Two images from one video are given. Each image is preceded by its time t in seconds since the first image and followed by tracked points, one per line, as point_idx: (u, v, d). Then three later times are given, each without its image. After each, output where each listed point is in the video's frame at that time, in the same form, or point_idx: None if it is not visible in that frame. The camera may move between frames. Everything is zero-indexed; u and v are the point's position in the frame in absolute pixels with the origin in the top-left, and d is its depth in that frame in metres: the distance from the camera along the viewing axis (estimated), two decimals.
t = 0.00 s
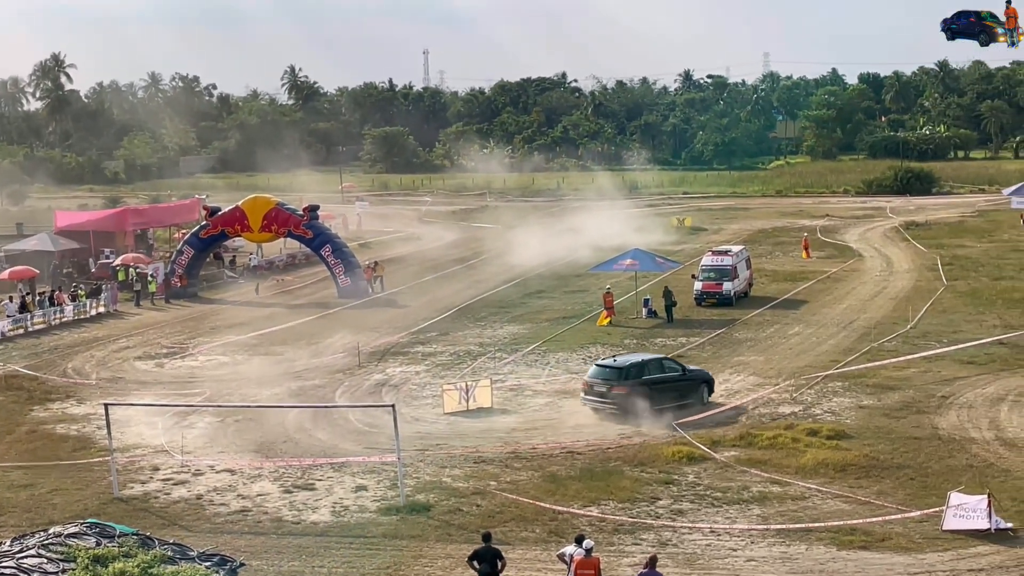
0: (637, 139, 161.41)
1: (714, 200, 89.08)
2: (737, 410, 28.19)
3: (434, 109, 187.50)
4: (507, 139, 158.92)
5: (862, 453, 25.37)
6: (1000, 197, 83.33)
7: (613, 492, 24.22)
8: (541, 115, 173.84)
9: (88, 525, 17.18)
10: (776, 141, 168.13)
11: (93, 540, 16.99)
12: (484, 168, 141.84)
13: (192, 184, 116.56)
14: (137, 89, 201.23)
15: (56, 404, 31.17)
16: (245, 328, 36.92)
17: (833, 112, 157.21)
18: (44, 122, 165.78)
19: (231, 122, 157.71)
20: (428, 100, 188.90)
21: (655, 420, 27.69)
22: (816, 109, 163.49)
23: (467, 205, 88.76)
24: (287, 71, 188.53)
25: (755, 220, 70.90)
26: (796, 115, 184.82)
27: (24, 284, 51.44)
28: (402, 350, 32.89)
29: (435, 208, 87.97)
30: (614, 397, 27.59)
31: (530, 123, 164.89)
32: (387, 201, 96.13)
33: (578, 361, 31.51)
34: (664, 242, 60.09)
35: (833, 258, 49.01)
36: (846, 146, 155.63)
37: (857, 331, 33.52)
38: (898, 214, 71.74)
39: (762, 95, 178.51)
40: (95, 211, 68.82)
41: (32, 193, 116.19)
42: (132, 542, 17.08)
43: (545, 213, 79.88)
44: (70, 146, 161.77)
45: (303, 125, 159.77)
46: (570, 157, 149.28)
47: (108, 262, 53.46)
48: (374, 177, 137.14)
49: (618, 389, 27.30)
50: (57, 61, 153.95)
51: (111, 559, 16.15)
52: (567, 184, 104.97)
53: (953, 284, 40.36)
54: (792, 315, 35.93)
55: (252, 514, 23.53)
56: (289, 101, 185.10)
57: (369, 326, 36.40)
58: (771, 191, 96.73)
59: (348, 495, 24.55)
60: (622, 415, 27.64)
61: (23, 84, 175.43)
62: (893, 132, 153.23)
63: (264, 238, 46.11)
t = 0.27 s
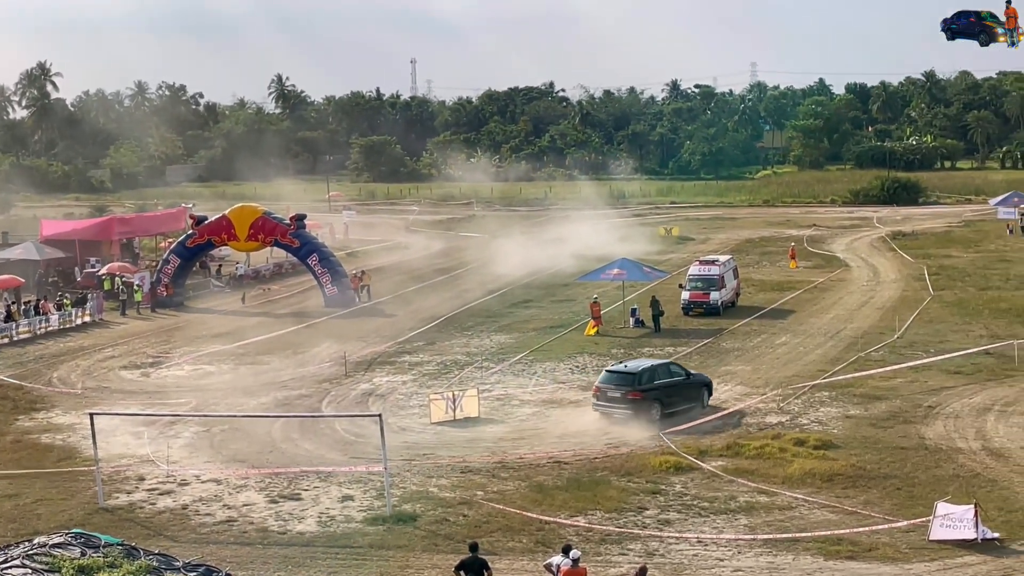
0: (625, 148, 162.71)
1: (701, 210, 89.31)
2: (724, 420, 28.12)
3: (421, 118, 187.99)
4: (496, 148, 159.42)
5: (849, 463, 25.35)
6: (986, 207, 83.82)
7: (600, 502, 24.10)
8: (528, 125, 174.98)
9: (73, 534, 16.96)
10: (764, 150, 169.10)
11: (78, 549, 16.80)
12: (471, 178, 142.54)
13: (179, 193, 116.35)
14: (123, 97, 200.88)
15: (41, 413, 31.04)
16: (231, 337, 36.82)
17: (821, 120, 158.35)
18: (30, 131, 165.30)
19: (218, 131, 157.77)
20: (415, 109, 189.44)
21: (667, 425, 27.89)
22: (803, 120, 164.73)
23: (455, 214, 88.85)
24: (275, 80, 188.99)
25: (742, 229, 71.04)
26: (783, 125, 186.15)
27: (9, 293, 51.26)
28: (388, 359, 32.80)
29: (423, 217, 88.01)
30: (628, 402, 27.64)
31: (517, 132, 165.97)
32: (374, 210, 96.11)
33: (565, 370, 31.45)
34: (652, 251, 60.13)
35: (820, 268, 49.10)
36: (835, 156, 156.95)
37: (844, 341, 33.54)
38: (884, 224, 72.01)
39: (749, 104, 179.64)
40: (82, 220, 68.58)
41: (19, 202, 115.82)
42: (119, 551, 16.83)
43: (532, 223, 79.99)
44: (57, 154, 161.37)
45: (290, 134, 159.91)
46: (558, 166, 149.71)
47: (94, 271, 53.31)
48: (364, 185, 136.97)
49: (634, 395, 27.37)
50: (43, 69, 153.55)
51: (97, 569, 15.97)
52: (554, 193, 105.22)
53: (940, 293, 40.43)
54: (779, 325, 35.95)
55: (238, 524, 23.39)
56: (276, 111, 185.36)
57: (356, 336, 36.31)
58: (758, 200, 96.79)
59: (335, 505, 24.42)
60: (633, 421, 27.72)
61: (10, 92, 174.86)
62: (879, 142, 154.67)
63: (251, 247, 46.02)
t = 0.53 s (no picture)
0: (610, 159, 163.94)
1: (687, 220, 89.61)
2: (709, 431, 28.05)
3: (408, 129, 188.98)
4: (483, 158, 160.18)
5: (834, 474, 25.34)
6: (970, 218, 84.47)
7: (586, 512, 23.99)
8: (515, 136, 176.24)
9: (57, 544, 17.02)
10: (749, 161, 170.49)
11: (62, 560, 16.85)
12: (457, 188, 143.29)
13: (165, 202, 116.24)
14: (108, 107, 200.71)
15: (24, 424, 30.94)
16: (217, 347, 36.77)
17: (806, 132, 160.80)
18: (16, 140, 164.98)
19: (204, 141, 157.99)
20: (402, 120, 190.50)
21: (678, 427, 28.32)
22: (787, 131, 165.73)
23: (442, 224, 89.01)
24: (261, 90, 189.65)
25: (728, 240, 71.23)
26: (768, 137, 187.71)
27: None
28: (374, 369, 32.77)
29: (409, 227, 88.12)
30: (640, 406, 27.92)
31: (503, 143, 167.10)
32: (360, 220, 96.17)
33: (550, 381, 31.44)
34: (638, 261, 60.24)
35: (805, 279, 49.22)
36: (820, 166, 158.45)
37: (829, 352, 33.63)
38: (869, 234, 72.29)
39: (736, 116, 181.15)
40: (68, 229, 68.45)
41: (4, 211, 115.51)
42: (103, 561, 16.92)
43: (519, 233, 80.16)
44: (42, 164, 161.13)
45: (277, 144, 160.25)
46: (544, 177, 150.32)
47: (80, 280, 53.20)
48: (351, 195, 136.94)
49: (648, 399, 27.70)
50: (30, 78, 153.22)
51: None
52: (539, 204, 105.58)
53: (925, 304, 40.59)
54: (764, 336, 36.03)
55: (223, 535, 23.27)
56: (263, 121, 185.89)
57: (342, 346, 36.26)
58: (743, 211, 97.24)
59: (321, 516, 24.31)
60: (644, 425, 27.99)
61: None
62: (864, 154, 156.34)
63: (237, 258, 45.98)
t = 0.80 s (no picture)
0: (596, 170, 165.58)
1: (672, 231, 89.92)
2: (694, 441, 27.93)
3: (394, 140, 190.12)
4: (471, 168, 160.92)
5: (819, 485, 25.27)
6: (954, 228, 85.10)
7: (571, 523, 23.82)
8: (502, 146, 178.10)
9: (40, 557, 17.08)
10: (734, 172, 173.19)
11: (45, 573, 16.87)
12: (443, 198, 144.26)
13: (150, 213, 116.19)
14: (93, 118, 200.52)
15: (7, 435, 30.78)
16: (202, 358, 36.65)
17: (789, 142, 165.75)
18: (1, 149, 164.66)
19: (190, 152, 158.35)
20: (388, 131, 191.66)
21: (689, 430, 28.73)
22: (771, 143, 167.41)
23: (427, 235, 89.16)
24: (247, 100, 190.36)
25: (713, 251, 71.43)
26: (753, 148, 189.36)
27: None
28: (360, 380, 32.69)
29: (395, 238, 88.16)
30: (652, 409, 28.32)
31: (489, 154, 168.40)
32: (345, 230, 96.23)
33: (536, 392, 31.36)
34: (624, 273, 60.32)
35: (790, 290, 49.30)
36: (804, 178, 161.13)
37: (813, 363, 33.63)
38: (854, 246, 72.63)
39: (720, 127, 184.13)
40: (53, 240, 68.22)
41: None
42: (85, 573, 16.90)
43: (504, 244, 80.31)
44: (28, 173, 160.86)
45: (263, 154, 160.82)
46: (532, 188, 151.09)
47: (65, 291, 53.04)
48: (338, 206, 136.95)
49: (660, 401, 28.12)
50: (16, 88, 152.85)
51: None
52: (523, 215, 106.09)
53: (910, 315, 40.65)
54: (750, 347, 36.05)
55: (207, 546, 23.10)
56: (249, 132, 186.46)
57: (327, 357, 36.18)
58: (729, 222, 97.65)
59: (305, 527, 24.17)
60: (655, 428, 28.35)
61: None
62: (848, 166, 158.04)
63: (222, 269, 46.00)
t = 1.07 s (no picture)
0: (581, 182, 166.55)
1: (657, 243, 90.20)
2: (679, 451, 27.70)
3: (379, 152, 190.80)
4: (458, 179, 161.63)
5: (804, 496, 25.11)
6: (937, 240, 85.73)
7: (556, 535, 23.56)
8: (486, 157, 178.96)
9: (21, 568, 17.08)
10: (718, 185, 173.78)
11: None
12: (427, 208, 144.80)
13: (134, 223, 115.91)
14: (77, 129, 200.17)
15: None
16: (185, 370, 36.48)
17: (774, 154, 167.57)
18: None
19: (174, 163, 158.37)
20: (373, 142, 192.36)
21: (696, 431, 29.08)
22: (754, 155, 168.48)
23: (412, 246, 89.22)
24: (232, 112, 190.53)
25: (698, 262, 71.64)
26: (737, 159, 190.77)
27: None
28: (344, 392, 32.57)
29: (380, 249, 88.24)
30: (659, 411, 28.66)
31: (474, 165, 169.17)
32: (330, 241, 96.23)
33: (520, 404, 31.30)
34: (608, 284, 60.40)
35: (774, 301, 49.42)
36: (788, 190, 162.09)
37: (797, 375, 33.62)
38: (838, 257, 72.96)
39: (705, 139, 185.55)
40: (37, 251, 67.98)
41: None
42: None
43: (489, 255, 80.42)
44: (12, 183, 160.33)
45: (248, 165, 160.95)
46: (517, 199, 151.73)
47: (48, 302, 52.86)
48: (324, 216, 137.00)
49: (668, 403, 28.49)
50: (0, 98, 152.31)
51: None
52: (507, 226, 106.35)
53: (893, 327, 40.79)
54: (735, 358, 36.04)
55: (190, 558, 22.85)
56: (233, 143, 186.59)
57: (311, 368, 36.05)
58: (713, 233, 98.05)
59: (289, 539, 23.94)
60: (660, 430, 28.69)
61: None
62: (833, 177, 160.05)
63: (207, 279, 45.89)
